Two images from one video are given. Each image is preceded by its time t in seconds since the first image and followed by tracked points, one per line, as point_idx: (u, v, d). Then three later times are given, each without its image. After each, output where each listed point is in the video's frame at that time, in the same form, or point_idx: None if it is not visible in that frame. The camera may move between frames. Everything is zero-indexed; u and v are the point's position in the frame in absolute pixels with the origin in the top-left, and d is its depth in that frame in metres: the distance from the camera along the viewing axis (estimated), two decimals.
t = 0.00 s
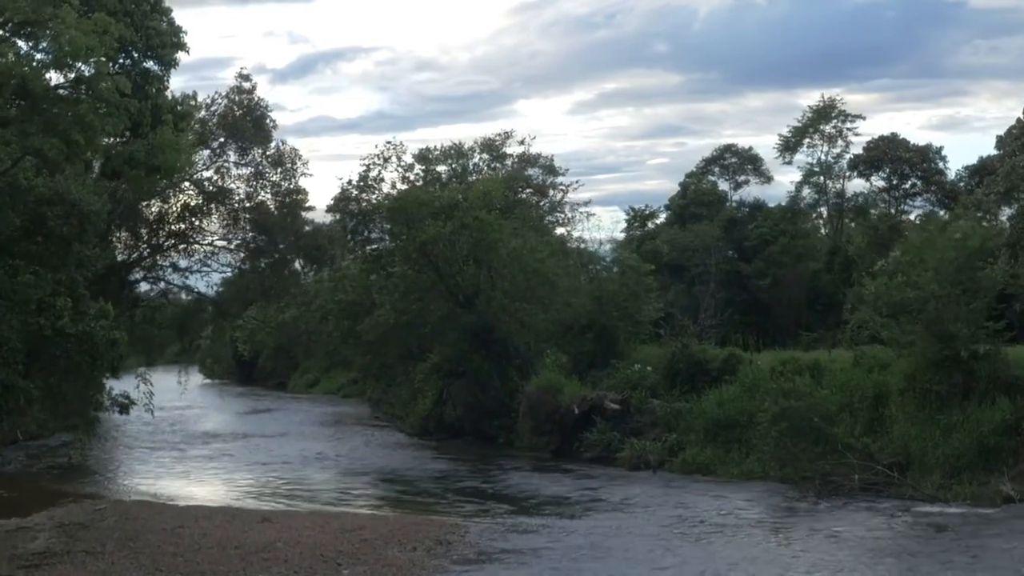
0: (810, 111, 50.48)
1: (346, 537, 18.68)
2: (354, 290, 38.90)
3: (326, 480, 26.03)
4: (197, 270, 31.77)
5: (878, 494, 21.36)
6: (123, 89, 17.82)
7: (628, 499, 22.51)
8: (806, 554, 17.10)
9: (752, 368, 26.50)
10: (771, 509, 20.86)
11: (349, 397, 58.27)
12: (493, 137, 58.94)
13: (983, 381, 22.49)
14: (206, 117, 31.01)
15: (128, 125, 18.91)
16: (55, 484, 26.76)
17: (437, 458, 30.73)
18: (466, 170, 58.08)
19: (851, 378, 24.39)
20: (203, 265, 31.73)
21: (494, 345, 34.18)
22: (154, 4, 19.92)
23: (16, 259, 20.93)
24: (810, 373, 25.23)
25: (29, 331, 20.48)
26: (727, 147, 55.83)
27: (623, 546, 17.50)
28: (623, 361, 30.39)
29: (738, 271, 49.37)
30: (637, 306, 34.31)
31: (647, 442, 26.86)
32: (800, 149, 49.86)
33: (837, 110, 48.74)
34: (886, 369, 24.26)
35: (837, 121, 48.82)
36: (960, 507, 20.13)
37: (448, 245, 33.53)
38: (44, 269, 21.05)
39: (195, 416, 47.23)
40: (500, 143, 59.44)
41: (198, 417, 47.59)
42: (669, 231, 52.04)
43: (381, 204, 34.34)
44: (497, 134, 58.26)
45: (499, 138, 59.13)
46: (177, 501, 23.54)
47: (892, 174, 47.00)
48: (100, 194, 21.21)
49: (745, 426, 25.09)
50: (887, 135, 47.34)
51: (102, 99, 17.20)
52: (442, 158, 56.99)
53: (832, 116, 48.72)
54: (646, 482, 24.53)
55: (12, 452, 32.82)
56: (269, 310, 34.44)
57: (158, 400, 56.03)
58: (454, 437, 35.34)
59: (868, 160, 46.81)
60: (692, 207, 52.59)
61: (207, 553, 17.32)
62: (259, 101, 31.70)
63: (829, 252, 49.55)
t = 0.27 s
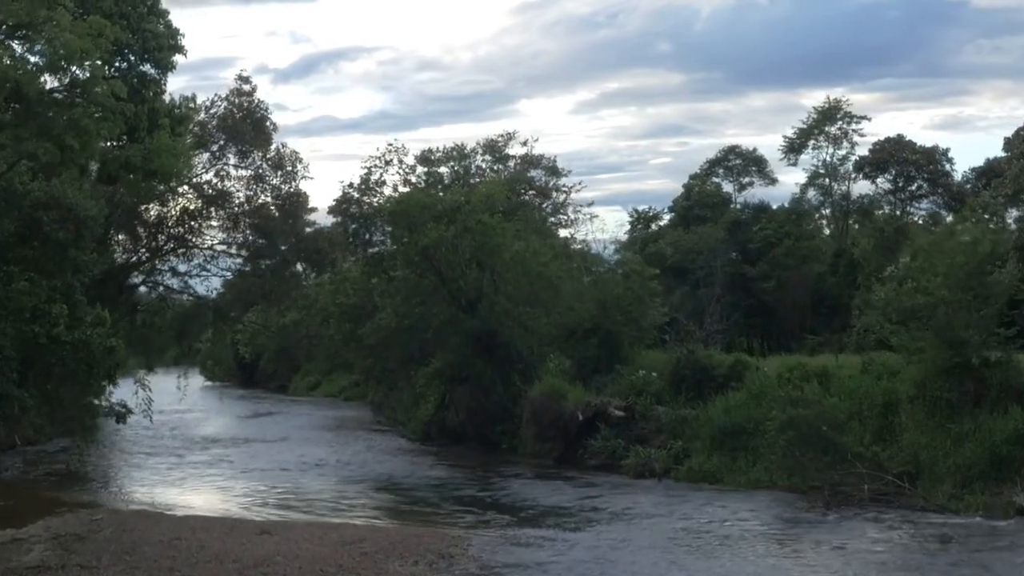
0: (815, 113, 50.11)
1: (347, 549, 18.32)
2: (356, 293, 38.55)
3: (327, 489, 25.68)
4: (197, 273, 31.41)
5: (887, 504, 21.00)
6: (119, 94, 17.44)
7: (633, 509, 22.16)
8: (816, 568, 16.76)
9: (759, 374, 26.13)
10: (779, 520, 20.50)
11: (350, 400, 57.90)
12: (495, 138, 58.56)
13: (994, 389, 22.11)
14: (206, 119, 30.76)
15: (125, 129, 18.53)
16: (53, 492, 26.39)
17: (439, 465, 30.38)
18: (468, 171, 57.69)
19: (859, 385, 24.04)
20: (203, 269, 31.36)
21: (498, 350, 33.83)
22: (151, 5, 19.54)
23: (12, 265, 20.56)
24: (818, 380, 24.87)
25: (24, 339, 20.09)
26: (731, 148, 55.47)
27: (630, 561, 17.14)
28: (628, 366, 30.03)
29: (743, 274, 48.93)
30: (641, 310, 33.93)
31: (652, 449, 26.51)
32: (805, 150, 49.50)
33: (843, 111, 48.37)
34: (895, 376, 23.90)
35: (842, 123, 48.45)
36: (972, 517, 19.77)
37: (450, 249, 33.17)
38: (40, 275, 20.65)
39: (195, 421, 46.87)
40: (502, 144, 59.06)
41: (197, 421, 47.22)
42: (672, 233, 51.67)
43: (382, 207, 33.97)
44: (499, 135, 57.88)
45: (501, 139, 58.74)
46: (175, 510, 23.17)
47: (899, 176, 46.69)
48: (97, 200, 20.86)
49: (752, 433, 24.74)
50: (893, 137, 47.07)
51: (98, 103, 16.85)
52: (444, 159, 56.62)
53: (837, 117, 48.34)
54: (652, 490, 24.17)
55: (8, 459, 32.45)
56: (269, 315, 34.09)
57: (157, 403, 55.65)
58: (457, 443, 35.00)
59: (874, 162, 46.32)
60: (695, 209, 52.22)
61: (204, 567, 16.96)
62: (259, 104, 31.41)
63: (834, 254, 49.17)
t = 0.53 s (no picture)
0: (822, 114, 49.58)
1: (348, 567, 17.79)
2: (358, 297, 38.02)
3: (328, 500, 25.14)
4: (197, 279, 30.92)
5: (902, 518, 20.46)
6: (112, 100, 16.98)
7: (642, 523, 21.63)
8: None
9: (768, 383, 25.60)
10: (792, 535, 19.99)
11: (352, 404, 57.36)
12: (498, 140, 58.02)
13: (1011, 400, 21.52)
14: (205, 123, 30.28)
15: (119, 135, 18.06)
16: (48, 503, 25.86)
17: (443, 475, 29.85)
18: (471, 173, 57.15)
19: (872, 395, 23.51)
20: (202, 273, 30.82)
21: (501, 356, 33.30)
22: (146, 7, 19.08)
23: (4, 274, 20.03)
24: (830, 390, 24.34)
25: (15, 349, 19.54)
26: (737, 150, 54.95)
27: None
28: (634, 374, 29.51)
29: (749, 277, 48.39)
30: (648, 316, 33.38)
31: (659, 460, 25.98)
32: (811, 152, 48.98)
33: (850, 112, 47.82)
34: (909, 386, 23.37)
35: (850, 125, 47.89)
36: (990, 533, 19.24)
37: (453, 254, 32.65)
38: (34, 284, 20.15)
39: (195, 426, 46.32)
40: (506, 146, 58.52)
41: (198, 426, 46.68)
42: (678, 236, 51.14)
43: (385, 211, 33.48)
44: (502, 137, 57.33)
45: (504, 141, 58.21)
46: (172, 524, 22.64)
47: (907, 178, 46.27)
48: (92, 207, 20.39)
49: (762, 444, 24.21)
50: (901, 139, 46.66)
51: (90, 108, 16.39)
52: (447, 161, 56.08)
53: (845, 118, 47.86)
54: (659, 502, 23.65)
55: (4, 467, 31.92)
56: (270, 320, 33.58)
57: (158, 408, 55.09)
58: (460, 450, 34.48)
59: (882, 166, 46.03)
60: (701, 212, 51.69)
61: None
62: (259, 107, 30.91)
63: (842, 258, 48.65)
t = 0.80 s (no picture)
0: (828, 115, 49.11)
1: None
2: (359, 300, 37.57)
3: (328, 511, 24.67)
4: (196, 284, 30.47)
5: (914, 531, 19.99)
6: (106, 106, 16.55)
7: (649, 535, 21.15)
8: None
9: (777, 391, 25.13)
10: (803, 549, 19.51)
11: (354, 407, 56.87)
12: (500, 142, 57.56)
13: None
14: (203, 126, 29.84)
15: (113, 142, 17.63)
16: (43, 514, 25.38)
17: (445, 484, 29.37)
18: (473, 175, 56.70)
19: (883, 404, 23.06)
20: (199, 277, 30.35)
21: (504, 362, 32.87)
22: (141, 10, 18.68)
23: None
24: (840, 398, 23.87)
25: (7, 359, 19.01)
26: (741, 152, 54.50)
27: None
28: (640, 381, 29.05)
29: (754, 280, 47.91)
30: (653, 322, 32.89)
31: (665, 469, 25.53)
32: (817, 155, 48.53)
33: (856, 114, 47.32)
34: (920, 395, 22.92)
35: (855, 126, 47.40)
36: (1006, 548, 18.76)
37: (455, 259, 32.20)
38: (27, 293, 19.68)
39: (195, 431, 45.88)
40: (508, 148, 58.05)
41: (198, 431, 46.23)
42: (682, 238, 50.66)
43: (386, 215, 33.03)
44: (505, 139, 56.88)
45: (506, 143, 57.73)
46: (169, 536, 22.15)
47: (914, 180, 46.00)
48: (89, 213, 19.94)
49: (771, 454, 23.75)
50: (908, 142, 46.42)
51: (83, 114, 15.97)
52: (449, 163, 55.62)
53: (851, 121, 47.36)
54: (666, 514, 23.19)
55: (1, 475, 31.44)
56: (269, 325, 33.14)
57: (158, 411, 54.63)
58: (463, 457, 34.03)
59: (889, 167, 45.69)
60: (705, 214, 51.22)
61: None
62: (259, 109, 30.43)
63: (847, 261, 48.20)
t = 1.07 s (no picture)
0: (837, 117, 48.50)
1: None
2: (362, 305, 37.01)
3: (330, 525, 24.07)
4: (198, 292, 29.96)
5: (933, 549, 19.39)
6: (97, 112, 16.02)
7: (660, 552, 20.55)
8: None
9: (789, 402, 24.55)
10: (819, 567, 18.91)
11: (357, 412, 56.28)
12: (505, 144, 56.96)
13: None
14: (202, 129, 29.32)
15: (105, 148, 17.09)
16: (38, 527, 24.79)
17: (449, 495, 28.79)
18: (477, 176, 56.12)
19: (900, 416, 22.47)
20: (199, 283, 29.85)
21: (510, 370, 32.32)
22: (136, 12, 18.16)
23: None
24: (854, 410, 23.30)
25: None
26: (748, 153, 53.93)
27: None
28: (648, 390, 28.45)
29: (762, 284, 47.33)
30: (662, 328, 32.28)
31: (675, 481, 24.95)
32: (826, 157, 47.95)
33: (865, 116, 46.70)
34: (937, 406, 22.32)
35: (864, 128, 46.79)
36: None
37: (460, 265, 31.69)
38: (21, 302, 19.13)
39: (195, 437, 45.29)
40: (513, 149, 57.45)
41: (199, 437, 45.66)
42: (689, 241, 50.06)
43: (388, 220, 32.50)
44: (510, 141, 56.29)
45: (511, 144, 57.12)
46: (166, 552, 21.55)
47: (923, 183, 45.59)
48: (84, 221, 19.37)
49: (784, 467, 23.19)
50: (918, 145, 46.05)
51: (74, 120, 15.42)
52: (453, 165, 55.03)
53: (860, 122, 46.76)
54: (676, 527, 22.59)
55: None
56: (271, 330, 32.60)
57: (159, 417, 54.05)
58: (468, 466, 33.46)
59: (897, 170, 45.41)
60: (712, 217, 50.64)
61: None
62: (259, 113, 29.89)
63: (857, 264, 47.58)
